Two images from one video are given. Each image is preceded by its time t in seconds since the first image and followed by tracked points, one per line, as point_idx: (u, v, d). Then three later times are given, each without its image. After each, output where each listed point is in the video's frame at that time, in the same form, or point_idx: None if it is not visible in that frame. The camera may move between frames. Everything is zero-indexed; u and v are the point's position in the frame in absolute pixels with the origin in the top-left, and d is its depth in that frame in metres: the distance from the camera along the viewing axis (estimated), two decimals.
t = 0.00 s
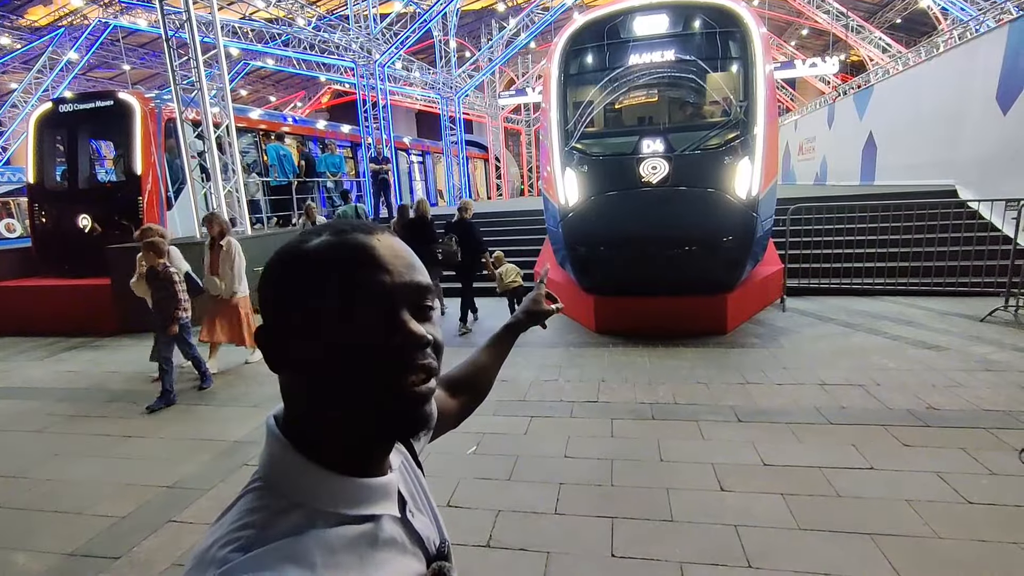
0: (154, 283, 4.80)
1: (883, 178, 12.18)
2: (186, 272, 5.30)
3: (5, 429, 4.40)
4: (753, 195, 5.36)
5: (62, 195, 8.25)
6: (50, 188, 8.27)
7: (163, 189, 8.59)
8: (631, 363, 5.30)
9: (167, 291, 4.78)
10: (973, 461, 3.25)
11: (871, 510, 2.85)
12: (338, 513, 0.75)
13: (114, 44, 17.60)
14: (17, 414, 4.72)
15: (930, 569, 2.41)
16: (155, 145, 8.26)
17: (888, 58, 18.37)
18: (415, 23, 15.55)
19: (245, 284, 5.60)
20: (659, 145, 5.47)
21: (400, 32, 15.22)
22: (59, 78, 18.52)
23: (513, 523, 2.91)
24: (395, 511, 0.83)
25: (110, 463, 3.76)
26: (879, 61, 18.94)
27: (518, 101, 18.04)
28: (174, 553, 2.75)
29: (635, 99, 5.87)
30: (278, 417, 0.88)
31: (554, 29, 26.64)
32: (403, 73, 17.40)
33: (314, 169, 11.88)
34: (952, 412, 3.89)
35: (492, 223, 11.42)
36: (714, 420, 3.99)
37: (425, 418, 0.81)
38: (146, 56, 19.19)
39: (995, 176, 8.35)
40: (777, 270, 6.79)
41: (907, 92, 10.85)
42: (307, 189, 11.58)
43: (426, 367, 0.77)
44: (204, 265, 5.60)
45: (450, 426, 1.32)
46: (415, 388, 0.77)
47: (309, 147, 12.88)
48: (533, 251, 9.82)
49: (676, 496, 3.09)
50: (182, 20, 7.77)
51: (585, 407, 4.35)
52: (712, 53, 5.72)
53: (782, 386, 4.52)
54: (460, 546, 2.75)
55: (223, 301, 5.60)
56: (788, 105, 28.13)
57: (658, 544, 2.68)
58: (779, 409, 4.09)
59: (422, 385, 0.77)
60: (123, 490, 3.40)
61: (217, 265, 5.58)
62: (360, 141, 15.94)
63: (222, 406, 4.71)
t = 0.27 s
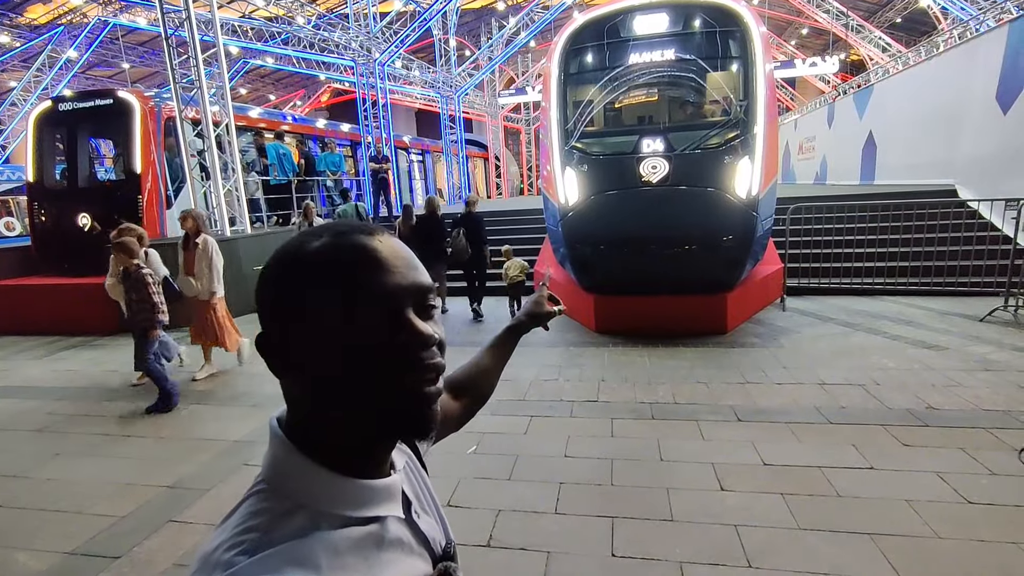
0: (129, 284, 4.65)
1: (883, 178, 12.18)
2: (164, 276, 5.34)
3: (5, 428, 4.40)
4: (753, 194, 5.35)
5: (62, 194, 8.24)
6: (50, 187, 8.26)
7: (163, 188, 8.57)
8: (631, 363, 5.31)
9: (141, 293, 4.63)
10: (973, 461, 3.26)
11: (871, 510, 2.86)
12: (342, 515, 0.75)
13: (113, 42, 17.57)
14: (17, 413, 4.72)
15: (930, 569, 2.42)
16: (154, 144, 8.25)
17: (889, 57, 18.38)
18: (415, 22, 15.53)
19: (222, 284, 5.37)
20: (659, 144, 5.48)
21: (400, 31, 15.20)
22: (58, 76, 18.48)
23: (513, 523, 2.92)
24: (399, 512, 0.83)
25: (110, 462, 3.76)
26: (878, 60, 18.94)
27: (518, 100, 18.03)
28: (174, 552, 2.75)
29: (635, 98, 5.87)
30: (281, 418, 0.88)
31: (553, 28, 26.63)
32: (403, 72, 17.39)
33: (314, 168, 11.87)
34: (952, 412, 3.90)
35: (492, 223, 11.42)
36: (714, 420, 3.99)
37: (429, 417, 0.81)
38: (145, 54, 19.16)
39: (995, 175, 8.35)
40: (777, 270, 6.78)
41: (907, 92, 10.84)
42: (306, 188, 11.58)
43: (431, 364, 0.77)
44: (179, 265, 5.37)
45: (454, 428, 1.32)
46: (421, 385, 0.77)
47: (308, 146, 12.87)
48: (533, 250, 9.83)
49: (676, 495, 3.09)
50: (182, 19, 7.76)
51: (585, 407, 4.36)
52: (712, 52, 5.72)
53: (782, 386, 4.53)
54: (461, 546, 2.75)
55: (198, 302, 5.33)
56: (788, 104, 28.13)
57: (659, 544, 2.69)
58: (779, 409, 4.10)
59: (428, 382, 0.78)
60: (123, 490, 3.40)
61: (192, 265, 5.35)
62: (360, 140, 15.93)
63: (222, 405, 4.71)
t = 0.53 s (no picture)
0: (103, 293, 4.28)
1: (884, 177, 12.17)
2: (147, 278, 5.11)
3: (5, 428, 4.40)
4: (754, 194, 5.35)
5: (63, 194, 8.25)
6: (51, 187, 8.26)
7: (163, 187, 8.57)
8: (631, 362, 5.30)
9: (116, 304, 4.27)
10: (974, 461, 3.25)
11: (872, 510, 2.86)
12: (341, 517, 0.75)
13: (114, 42, 17.58)
14: (17, 413, 4.72)
15: (931, 569, 2.41)
16: (154, 144, 8.24)
17: (890, 56, 18.35)
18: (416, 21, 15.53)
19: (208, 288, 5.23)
20: (659, 144, 5.48)
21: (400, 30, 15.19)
22: (59, 76, 18.50)
23: (513, 523, 2.91)
24: (399, 513, 0.83)
25: (111, 462, 3.77)
26: (879, 60, 18.90)
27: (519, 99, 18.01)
28: (174, 553, 2.75)
29: (636, 98, 5.86)
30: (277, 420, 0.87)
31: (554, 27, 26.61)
32: (403, 71, 17.38)
33: (314, 167, 11.88)
34: (953, 412, 3.89)
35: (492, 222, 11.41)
36: (715, 420, 3.99)
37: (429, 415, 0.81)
38: (145, 54, 19.17)
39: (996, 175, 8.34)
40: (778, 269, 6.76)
41: (908, 91, 10.83)
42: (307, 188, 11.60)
43: (430, 364, 0.77)
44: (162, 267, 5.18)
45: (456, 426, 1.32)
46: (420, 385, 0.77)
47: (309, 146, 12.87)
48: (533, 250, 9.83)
49: (677, 495, 3.09)
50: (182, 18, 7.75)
51: (585, 407, 4.35)
52: (713, 51, 5.71)
53: (783, 385, 4.52)
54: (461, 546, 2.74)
55: (180, 305, 5.19)
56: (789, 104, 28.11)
57: (659, 544, 2.68)
58: (779, 409, 4.09)
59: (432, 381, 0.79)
60: (123, 490, 3.40)
61: (178, 268, 5.14)
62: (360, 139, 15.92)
63: (222, 405, 4.71)
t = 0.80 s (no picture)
0: (70, 299, 4.17)
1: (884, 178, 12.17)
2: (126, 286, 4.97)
3: (4, 428, 4.40)
4: (755, 195, 5.34)
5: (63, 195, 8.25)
6: (52, 187, 8.27)
7: (164, 188, 8.57)
8: (632, 363, 5.30)
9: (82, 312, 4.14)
10: (975, 462, 3.24)
11: (873, 510, 2.85)
12: (332, 520, 0.73)
13: (115, 43, 17.60)
14: (17, 413, 4.72)
15: (932, 570, 2.41)
16: (155, 144, 8.25)
17: (890, 57, 18.37)
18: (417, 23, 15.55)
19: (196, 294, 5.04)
20: (660, 144, 5.47)
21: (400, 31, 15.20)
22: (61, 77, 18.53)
23: (513, 524, 2.90)
24: (393, 516, 0.82)
25: (111, 462, 3.76)
26: (879, 61, 18.92)
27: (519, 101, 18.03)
28: (173, 552, 2.74)
29: (637, 99, 5.86)
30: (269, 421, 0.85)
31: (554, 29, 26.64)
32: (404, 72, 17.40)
33: (315, 168, 11.89)
34: (954, 413, 3.88)
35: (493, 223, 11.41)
36: (715, 421, 3.98)
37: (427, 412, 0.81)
38: (146, 55, 19.17)
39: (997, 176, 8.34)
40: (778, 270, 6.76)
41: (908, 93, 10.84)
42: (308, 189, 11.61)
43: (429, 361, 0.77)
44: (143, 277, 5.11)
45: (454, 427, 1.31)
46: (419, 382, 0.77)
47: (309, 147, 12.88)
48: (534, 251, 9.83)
49: (677, 496, 3.08)
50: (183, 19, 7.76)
51: (586, 407, 4.35)
52: (713, 52, 5.71)
53: (784, 386, 4.51)
54: (461, 546, 2.74)
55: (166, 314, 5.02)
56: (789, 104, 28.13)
57: (659, 545, 2.68)
58: (780, 410, 4.09)
59: (430, 370, 0.80)
60: (123, 490, 3.39)
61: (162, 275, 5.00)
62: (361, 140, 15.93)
63: (222, 405, 4.70)
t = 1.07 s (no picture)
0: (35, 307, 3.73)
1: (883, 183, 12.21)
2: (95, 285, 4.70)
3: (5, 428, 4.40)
4: (755, 199, 5.37)
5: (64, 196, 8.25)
6: (53, 188, 8.29)
7: (165, 189, 8.59)
8: (632, 365, 5.31)
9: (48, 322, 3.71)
10: (974, 464, 3.25)
11: (873, 511, 2.86)
12: (343, 507, 0.75)
13: (117, 45, 17.65)
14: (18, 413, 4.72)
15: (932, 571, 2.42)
16: (156, 145, 8.26)
17: (889, 62, 18.44)
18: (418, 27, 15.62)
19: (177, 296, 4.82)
20: (660, 147, 5.47)
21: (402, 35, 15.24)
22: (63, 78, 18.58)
23: (514, 524, 2.91)
24: (403, 504, 0.83)
25: (112, 461, 3.77)
26: (878, 66, 19.00)
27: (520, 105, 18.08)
28: (175, 552, 2.75)
29: (637, 102, 5.88)
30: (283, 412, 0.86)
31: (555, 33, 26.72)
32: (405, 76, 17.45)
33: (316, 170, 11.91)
34: (953, 415, 3.89)
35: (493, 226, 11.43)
36: (715, 423, 3.99)
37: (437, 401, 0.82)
38: (148, 58, 19.20)
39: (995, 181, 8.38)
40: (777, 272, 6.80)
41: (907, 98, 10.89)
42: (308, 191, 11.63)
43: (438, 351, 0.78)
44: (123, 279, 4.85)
45: (458, 419, 1.32)
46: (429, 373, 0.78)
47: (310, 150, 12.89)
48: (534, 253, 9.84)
49: (678, 497, 3.09)
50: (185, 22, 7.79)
51: (586, 408, 4.36)
52: (714, 56, 5.73)
53: (784, 389, 4.52)
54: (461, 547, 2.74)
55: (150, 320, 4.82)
56: (789, 109, 28.22)
57: (660, 545, 2.69)
58: (780, 412, 4.10)
59: (440, 360, 0.81)
60: (124, 489, 3.40)
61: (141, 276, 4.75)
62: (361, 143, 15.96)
63: (222, 405, 4.71)
